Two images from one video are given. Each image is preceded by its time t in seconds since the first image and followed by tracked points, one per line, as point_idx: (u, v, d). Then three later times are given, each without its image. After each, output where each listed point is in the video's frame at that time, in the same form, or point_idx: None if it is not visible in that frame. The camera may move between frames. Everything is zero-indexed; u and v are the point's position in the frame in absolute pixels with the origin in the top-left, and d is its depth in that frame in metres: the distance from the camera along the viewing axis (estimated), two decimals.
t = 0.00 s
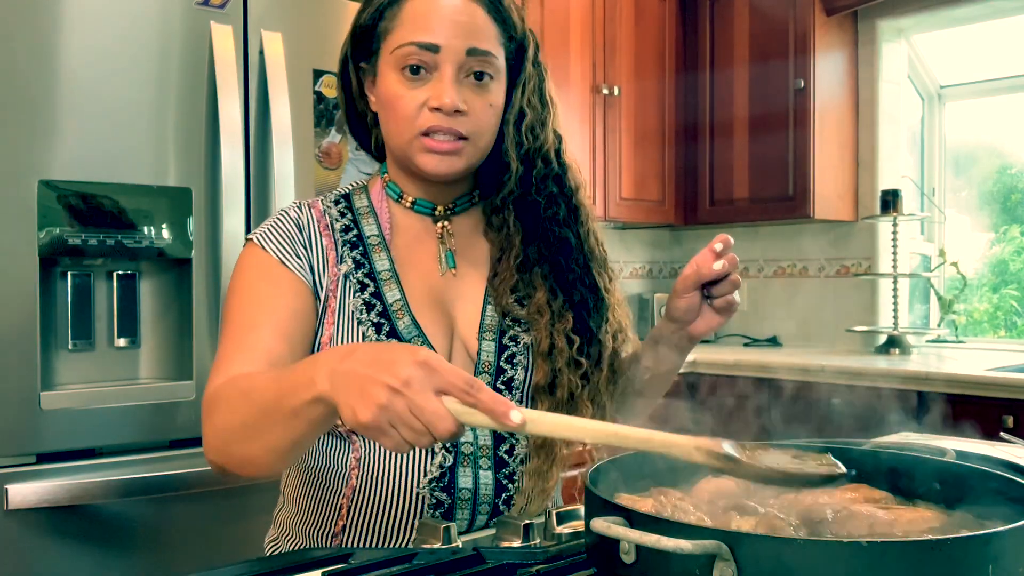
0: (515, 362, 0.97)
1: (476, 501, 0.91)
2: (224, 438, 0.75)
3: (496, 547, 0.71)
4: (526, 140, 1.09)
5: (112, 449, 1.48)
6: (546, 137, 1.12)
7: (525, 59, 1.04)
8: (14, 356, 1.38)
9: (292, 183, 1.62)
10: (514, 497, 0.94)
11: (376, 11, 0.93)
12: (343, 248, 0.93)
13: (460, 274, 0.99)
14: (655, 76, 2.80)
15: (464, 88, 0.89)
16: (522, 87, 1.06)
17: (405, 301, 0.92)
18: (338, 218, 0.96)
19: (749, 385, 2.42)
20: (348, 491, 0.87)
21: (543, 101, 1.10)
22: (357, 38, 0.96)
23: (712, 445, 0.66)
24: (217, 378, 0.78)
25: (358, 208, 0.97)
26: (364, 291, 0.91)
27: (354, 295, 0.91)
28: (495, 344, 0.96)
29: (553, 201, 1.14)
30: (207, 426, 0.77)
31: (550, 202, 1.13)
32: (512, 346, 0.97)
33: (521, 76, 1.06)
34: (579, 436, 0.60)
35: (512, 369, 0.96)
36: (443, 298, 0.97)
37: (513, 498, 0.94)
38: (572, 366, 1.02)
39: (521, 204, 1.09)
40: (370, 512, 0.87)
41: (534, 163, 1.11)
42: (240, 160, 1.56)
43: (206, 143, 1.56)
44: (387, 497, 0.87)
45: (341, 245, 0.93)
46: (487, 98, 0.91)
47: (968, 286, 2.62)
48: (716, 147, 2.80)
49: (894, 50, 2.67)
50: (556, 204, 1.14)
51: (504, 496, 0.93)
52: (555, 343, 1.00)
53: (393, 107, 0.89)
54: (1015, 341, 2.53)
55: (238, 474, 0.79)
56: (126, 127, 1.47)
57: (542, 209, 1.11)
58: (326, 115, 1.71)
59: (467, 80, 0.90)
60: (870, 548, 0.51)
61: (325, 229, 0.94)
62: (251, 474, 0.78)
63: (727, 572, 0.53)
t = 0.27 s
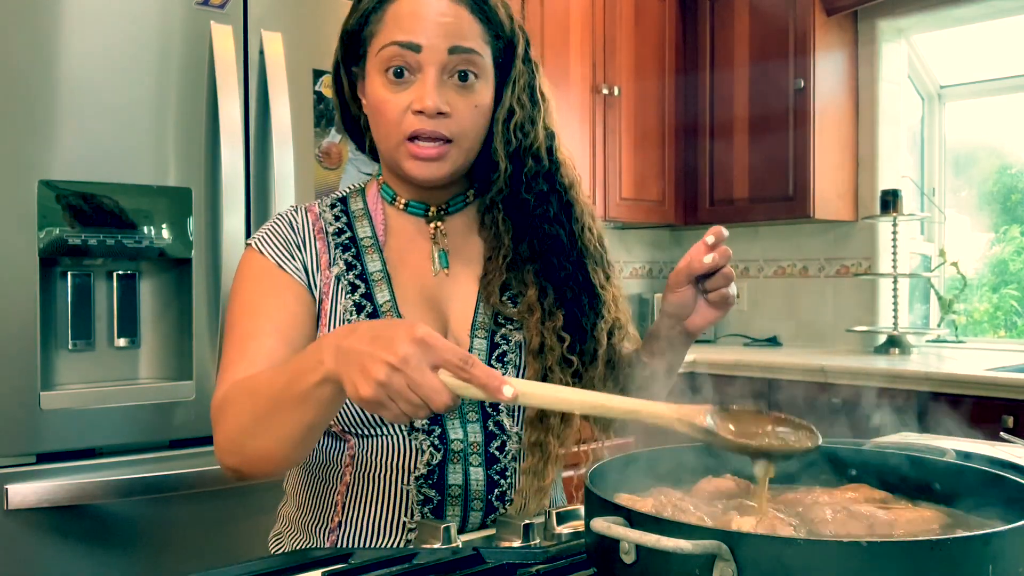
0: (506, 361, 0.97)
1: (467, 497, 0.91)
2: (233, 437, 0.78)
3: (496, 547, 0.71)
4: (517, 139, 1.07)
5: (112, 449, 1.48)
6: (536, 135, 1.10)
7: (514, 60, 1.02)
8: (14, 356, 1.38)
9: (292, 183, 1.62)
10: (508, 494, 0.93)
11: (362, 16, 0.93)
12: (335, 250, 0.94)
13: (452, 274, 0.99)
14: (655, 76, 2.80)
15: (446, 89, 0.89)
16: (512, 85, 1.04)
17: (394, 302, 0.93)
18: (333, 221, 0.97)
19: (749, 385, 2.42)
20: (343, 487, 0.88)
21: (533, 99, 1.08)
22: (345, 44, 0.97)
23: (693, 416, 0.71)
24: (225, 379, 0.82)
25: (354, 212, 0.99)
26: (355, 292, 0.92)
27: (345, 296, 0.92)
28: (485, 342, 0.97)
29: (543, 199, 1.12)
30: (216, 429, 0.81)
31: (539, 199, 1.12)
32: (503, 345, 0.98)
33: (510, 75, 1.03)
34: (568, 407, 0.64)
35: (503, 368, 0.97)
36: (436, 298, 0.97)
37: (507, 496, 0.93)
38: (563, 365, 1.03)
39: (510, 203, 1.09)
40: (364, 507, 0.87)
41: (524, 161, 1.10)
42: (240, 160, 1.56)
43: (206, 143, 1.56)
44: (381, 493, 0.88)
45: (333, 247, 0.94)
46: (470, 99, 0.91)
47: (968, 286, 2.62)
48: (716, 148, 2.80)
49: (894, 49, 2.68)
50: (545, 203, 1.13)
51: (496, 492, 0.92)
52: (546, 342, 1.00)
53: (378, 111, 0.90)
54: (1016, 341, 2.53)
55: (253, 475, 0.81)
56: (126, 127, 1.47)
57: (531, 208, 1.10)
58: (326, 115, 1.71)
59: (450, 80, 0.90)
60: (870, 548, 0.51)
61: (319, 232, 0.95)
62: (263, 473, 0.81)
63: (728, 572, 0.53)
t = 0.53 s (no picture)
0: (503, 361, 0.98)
1: (465, 497, 0.91)
2: (240, 436, 0.79)
3: (496, 547, 0.71)
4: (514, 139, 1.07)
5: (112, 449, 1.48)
6: (534, 134, 1.09)
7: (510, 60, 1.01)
8: (15, 355, 1.39)
9: (292, 183, 1.62)
10: (507, 494, 0.93)
11: (355, 20, 0.93)
12: (334, 251, 0.94)
13: (450, 274, 0.99)
14: (655, 76, 2.80)
15: (437, 93, 0.89)
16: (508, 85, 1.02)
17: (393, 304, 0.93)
18: (332, 223, 0.97)
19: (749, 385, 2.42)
20: (343, 487, 0.89)
21: (529, 99, 1.07)
22: (339, 45, 0.97)
23: (691, 394, 0.70)
24: (230, 379, 0.82)
25: (353, 213, 0.99)
26: (353, 293, 0.92)
27: (343, 296, 0.92)
28: (484, 340, 0.98)
29: (539, 200, 1.12)
30: (223, 429, 0.81)
31: (535, 200, 1.11)
32: (501, 344, 0.98)
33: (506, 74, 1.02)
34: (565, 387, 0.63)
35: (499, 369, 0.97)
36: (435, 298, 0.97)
37: (507, 496, 0.94)
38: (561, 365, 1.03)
39: (506, 204, 1.08)
40: (363, 507, 0.87)
41: (520, 161, 1.09)
42: (240, 160, 1.56)
43: (206, 143, 1.56)
44: (379, 492, 0.88)
45: (332, 248, 0.94)
46: (461, 102, 0.91)
47: (968, 286, 2.62)
48: (716, 147, 2.80)
49: (894, 50, 2.68)
50: (542, 203, 1.12)
51: (495, 492, 0.92)
52: (543, 342, 1.00)
53: (372, 115, 0.90)
54: (1016, 341, 2.53)
55: (261, 473, 0.82)
56: (126, 127, 1.47)
57: (528, 208, 1.10)
58: (326, 115, 1.71)
59: (441, 84, 0.90)
60: (870, 548, 0.51)
61: (318, 234, 0.95)
62: (271, 470, 0.81)
63: (727, 572, 0.53)
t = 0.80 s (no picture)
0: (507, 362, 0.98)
1: (469, 500, 0.91)
2: (247, 437, 0.79)
3: (496, 548, 0.71)
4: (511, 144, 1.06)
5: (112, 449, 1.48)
6: (531, 138, 1.08)
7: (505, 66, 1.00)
8: (15, 355, 1.39)
9: (292, 183, 1.62)
10: (511, 497, 0.93)
11: (350, 25, 0.93)
12: (336, 253, 0.94)
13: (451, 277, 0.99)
14: (655, 76, 2.80)
15: (427, 108, 0.88)
16: (504, 90, 1.01)
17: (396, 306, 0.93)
18: (333, 225, 0.97)
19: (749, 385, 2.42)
20: (346, 489, 0.89)
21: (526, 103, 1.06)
22: (335, 50, 0.97)
23: (701, 395, 0.69)
24: (236, 383, 0.82)
25: (353, 215, 0.99)
26: (356, 295, 0.92)
27: (346, 299, 0.92)
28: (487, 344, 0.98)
29: (537, 206, 1.11)
30: (230, 433, 0.81)
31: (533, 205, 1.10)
32: (504, 345, 0.99)
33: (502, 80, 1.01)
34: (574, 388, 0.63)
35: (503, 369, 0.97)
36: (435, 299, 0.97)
37: (510, 499, 0.94)
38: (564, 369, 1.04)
39: (506, 211, 1.07)
40: (366, 509, 0.87)
41: (517, 168, 1.08)
42: (240, 160, 1.56)
43: (205, 142, 1.56)
44: (384, 493, 0.88)
45: (334, 250, 0.94)
46: (453, 114, 0.90)
47: (968, 286, 2.62)
48: (716, 148, 2.80)
49: (894, 50, 2.68)
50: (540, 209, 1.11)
51: (498, 495, 0.92)
52: (546, 348, 1.01)
53: (365, 127, 0.90)
54: (1016, 341, 2.53)
55: (270, 476, 0.82)
56: (126, 127, 1.47)
57: (526, 214, 1.09)
58: (326, 115, 1.71)
59: (432, 96, 0.89)
60: (870, 548, 0.51)
61: (319, 236, 0.95)
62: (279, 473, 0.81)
63: (727, 572, 0.53)
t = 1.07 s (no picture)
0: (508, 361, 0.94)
1: (470, 501, 0.91)
2: (254, 436, 0.78)
3: (496, 547, 0.71)
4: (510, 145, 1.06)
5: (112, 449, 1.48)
6: (530, 139, 1.08)
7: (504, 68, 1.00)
8: (15, 355, 1.39)
9: (292, 183, 1.62)
10: (512, 498, 0.94)
11: (347, 24, 0.93)
12: (334, 252, 0.94)
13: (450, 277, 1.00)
14: (655, 76, 2.80)
15: (425, 109, 0.89)
16: (503, 91, 1.01)
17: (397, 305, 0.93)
18: (331, 225, 0.97)
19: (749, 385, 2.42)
20: (346, 490, 0.88)
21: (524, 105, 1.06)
22: (332, 48, 0.97)
23: (715, 371, 0.69)
24: (241, 383, 0.82)
25: (351, 215, 0.99)
26: (356, 295, 0.92)
27: (346, 298, 0.92)
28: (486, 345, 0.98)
29: (535, 207, 1.12)
30: (239, 437, 0.80)
31: (531, 206, 1.11)
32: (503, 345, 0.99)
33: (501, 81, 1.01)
34: (588, 372, 0.63)
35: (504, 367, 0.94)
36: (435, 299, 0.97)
37: (511, 499, 0.94)
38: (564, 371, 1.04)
39: (504, 213, 1.08)
40: (367, 510, 0.87)
41: (516, 169, 1.09)
42: (240, 160, 1.56)
43: (205, 142, 1.56)
44: (385, 494, 0.88)
45: (333, 250, 0.94)
46: (451, 115, 0.90)
47: (968, 286, 2.62)
48: (717, 148, 2.80)
49: (894, 50, 2.68)
50: (538, 209, 1.12)
51: (499, 496, 0.93)
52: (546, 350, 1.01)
53: (362, 128, 0.90)
54: (1016, 341, 2.53)
55: (276, 474, 0.82)
56: (126, 127, 1.47)
57: (525, 216, 1.09)
58: (326, 115, 1.71)
59: (430, 98, 0.89)
60: (870, 548, 0.51)
61: (318, 235, 0.95)
62: (286, 470, 0.81)
63: (727, 572, 0.53)
